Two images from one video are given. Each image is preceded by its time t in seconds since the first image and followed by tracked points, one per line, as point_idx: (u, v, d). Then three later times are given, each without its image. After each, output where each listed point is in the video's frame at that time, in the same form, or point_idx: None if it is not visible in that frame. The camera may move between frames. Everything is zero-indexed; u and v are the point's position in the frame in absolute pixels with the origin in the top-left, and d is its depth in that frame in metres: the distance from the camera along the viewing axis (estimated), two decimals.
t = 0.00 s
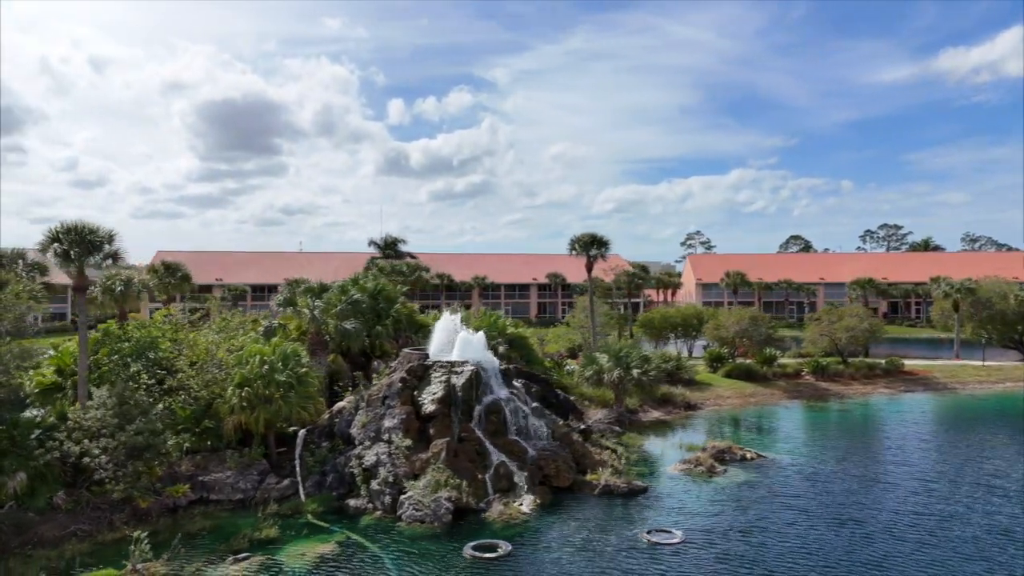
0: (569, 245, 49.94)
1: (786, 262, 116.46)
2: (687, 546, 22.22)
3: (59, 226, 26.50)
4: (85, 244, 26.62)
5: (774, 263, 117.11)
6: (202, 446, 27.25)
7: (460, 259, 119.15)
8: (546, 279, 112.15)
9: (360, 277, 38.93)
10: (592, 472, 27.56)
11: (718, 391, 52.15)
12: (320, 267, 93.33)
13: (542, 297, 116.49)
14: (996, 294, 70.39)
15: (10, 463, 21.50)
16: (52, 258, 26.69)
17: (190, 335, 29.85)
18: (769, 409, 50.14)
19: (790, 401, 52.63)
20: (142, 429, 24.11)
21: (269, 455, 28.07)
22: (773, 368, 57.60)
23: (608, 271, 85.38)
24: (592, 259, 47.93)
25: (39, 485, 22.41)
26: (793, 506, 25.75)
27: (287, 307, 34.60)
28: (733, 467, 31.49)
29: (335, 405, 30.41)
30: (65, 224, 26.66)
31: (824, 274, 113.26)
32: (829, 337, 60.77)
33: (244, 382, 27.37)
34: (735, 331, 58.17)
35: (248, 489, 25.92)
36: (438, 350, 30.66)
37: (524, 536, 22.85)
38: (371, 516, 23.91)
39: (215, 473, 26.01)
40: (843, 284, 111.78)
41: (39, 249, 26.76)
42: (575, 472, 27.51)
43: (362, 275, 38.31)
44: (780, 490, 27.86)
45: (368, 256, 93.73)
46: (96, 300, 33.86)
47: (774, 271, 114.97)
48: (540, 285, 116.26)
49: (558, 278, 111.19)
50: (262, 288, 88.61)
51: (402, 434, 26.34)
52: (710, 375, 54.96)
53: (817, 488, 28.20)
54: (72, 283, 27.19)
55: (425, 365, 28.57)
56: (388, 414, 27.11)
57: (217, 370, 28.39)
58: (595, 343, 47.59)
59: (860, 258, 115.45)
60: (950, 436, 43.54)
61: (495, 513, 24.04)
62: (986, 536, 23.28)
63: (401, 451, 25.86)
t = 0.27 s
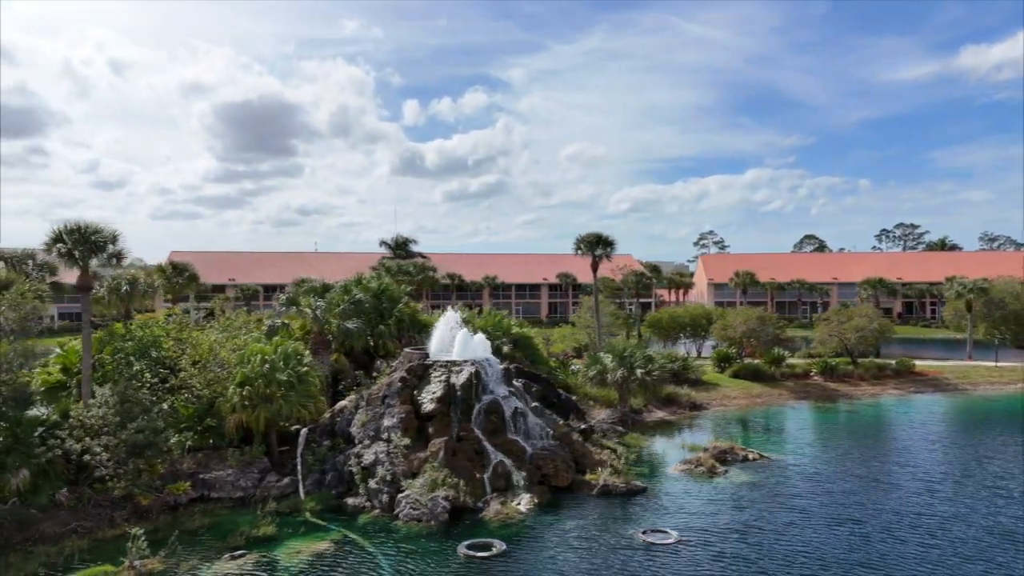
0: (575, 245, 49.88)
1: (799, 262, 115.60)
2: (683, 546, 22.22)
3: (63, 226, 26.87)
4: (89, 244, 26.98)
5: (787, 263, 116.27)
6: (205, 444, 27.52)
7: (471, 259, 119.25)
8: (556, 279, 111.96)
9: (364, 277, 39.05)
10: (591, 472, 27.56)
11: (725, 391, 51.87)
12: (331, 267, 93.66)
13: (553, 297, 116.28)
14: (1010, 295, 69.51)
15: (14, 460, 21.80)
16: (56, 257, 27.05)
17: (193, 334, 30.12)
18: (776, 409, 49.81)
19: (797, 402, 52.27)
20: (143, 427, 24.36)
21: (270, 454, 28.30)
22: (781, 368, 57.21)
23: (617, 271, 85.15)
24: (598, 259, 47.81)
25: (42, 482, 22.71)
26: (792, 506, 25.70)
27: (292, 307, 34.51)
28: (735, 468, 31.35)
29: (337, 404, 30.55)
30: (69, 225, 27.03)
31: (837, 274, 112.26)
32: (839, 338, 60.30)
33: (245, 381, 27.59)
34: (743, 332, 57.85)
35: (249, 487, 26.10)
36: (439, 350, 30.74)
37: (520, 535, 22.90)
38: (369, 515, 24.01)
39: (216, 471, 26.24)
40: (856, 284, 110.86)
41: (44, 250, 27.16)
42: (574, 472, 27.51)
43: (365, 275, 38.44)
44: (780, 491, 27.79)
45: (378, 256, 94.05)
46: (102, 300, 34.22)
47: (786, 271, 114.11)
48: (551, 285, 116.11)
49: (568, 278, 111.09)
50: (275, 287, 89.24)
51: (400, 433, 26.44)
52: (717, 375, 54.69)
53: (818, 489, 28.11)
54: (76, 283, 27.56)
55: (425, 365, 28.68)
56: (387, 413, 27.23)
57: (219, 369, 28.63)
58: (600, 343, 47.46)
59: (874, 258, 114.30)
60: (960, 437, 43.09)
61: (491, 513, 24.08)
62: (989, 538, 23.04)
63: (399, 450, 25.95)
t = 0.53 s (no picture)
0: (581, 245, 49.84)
1: (812, 262, 114.77)
2: (679, 545, 22.23)
3: (68, 226, 27.22)
4: (93, 245, 27.34)
5: (800, 263, 115.47)
6: (207, 442, 27.82)
7: (481, 259, 119.30)
8: (567, 278, 111.81)
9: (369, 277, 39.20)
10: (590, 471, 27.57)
11: (732, 391, 51.65)
12: (342, 267, 94.01)
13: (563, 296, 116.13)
14: None
15: (18, 457, 22.13)
16: (62, 258, 27.40)
17: (197, 333, 30.43)
18: (783, 409, 49.55)
19: (805, 402, 51.92)
20: (146, 425, 24.67)
21: (272, 452, 28.55)
22: (790, 368, 56.89)
23: (626, 271, 84.94)
24: (603, 259, 47.74)
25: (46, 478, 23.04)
26: (791, 507, 25.66)
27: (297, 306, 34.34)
28: (737, 469, 31.23)
29: (339, 403, 30.74)
30: (74, 225, 27.37)
31: (851, 274, 111.31)
32: (848, 338, 59.82)
33: (247, 380, 27.85)
34: (751, 331, 57.56)
35: (250, 485, 26.35)
36: (441, 349, 30.86)
37: (516, 533, 22.98)
38: (367, 512, 24.19)
39: (218, 469, 26.51)
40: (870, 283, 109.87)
41: (49, 250, 27.52)
42: (573, 471, 27.52)
43: (369, 275, 38.62)
44: (780, 492, 27.74)
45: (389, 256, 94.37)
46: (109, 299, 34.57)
47: (799, 271, 113.34)
48: (561, 285, 115.98)
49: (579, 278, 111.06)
50: (288, 287, 89.84)
51: (400, 432, 26.58)
52: (725, 375, 54.47)
53: (818, 490, 28.04)
54: (81, 283, 27.92)
55: (426, 364, 28.82)
56: (387, 412, 27.39)
57: (222, 368, 28.92)
58: (606, 343, 47.37)
59: (888, 257, 113.25)
60: (968, 438, 42.67)
61: (488, 512, 24.17)
62: (988, 539, 22.90)
63: (398, 449, 26.10)
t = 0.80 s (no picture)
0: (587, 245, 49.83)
1: (825, 261, 113.94)
2: (675, 545, 22.28)
3: (74, 227, 27.61)
4: (99, 245, 27.75)
5: (813, 262, 114.68)
6: (211, 440, 28.13)
7: (492, 259, 119.33)
8: (578, 278, 111.61)
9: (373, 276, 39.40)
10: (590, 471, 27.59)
11: (739, 391, 51.43)
12: (352, 267, 94.32)
13: (574, 296, 115.89)
14: None
15: (23, 454, 22.47)
16: (67, 258, 27.81)
17: (201, 332, 30.77)
18: (790, 410, 49.26)
19: (813, 403, 51.60)
20: (149, 423, 24.98)
21: (275, 450, 28.81)
22: (798, 369, 56.55)
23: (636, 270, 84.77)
24: (609, 258, 47.69)
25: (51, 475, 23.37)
26: (791, 508, 25.65)
27: (304, 306, 34.65)
28: (739, 469, 31.14)
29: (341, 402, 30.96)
30: (80, 226, 27.76)
31: (865, 273, 110.39)
32: (858, 338, 59.40)
33: (250, 378, 28.13)
34: (758, 331, 57.30)
35: (252, 483, 26.60)
36: (442, 349, 31.00)
37: (513, 532, 23.07)
38: (366, 510, 24.36)
39: (221, 467, 26.77)
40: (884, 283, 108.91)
41: (56, 250, 27.93)
42: (573, 470, 27.56)
43: (373, 274, 38.81)
44: (781, 492, 27.72)
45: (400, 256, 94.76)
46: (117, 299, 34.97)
47: (813, 270, 112.54)
48: (572, 285, 115.77)
49: (592, 278, 108.48)
50: (299, 287, 90.25)
51: (400, 431, 26.74)
52: (732, 376, 54.22)
53: (819, 491, 28.01)
54: (86, 282, 28.32)
55: (426, 363, 28.98)
56: (388, 411, 27.57)
57: (226, 367, 29.24)
58: (611, 343, 47.33)
59: (902, 256, 112.25)
60: (977, 438, 42.27)
61: (487, 510, 24.26)
62: (989, 540, 22.76)
63: (398, 447, 26.27)
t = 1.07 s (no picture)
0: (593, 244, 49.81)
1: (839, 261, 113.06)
2: (672, 545, 22.33)
3: (81, 227, 28.03)
4: (105, 245, 28.14)
5: (826, 262, 113.80)
6: (214, 438, 28.44)
7: (502, 259, 119.44)
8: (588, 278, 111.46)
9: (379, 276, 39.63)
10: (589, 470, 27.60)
11: (746, 392, 51.21)
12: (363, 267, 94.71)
13: (586, 296, 115.70)
14: None
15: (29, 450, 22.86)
16: (74, 258, 28.23)
17: (206, 331, 31.11)
18: (797, 410, 48.97)
19: (822, 403, 51.27)
20: (152, 420, 25.31)
21: (277, 448, 29.07)
22: (807, 369, 56.21)
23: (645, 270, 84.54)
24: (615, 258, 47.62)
25: (56, 472, 23.75)
26: (790, 509, 25.63)
27: (309, 306, 34.89)
28: (741, 469, 31.05)
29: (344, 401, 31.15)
30: (86, 226, 28.17)
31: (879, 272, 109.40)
32: (868, 338, 58.94)
33: (253, 377, 28.42)
34: (766, 331, 57.02)
35: (254, 480, 26.85)
36: (443, 348, 31.13)
37: (510, 530, 23.17)
38: (365, 508, 24.54)
39: (223, 464, 27.06)
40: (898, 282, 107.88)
41: (63, 250, 28.35)
42: (572, 470, 27.61)
43: (378, 274, 39.02)
44: (782, 493, 27.68)
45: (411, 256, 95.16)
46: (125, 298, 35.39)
47: (826, 270, 111.67)
48: (582, 285, 115.65)
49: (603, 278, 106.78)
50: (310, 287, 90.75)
51: (400, 429, 26.90)
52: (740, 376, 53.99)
53: (821, 491, 27.96)
54: (93, 282, 28.73)
55: (427, 362, 29.13)
56: (389, 410, 27.73)
57: (230, 366, 29.54)
58: (617, 343, 47.31)
59: (917, 256, 111.18)
60: (987, 439, 41.84)
61: (485, 509, 24.36)
62: (989, 542, 22.63)
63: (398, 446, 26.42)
